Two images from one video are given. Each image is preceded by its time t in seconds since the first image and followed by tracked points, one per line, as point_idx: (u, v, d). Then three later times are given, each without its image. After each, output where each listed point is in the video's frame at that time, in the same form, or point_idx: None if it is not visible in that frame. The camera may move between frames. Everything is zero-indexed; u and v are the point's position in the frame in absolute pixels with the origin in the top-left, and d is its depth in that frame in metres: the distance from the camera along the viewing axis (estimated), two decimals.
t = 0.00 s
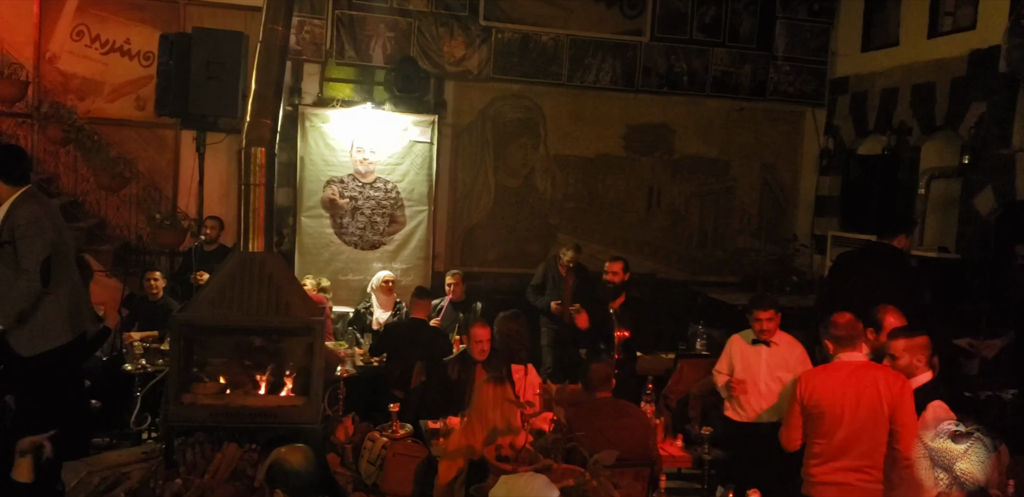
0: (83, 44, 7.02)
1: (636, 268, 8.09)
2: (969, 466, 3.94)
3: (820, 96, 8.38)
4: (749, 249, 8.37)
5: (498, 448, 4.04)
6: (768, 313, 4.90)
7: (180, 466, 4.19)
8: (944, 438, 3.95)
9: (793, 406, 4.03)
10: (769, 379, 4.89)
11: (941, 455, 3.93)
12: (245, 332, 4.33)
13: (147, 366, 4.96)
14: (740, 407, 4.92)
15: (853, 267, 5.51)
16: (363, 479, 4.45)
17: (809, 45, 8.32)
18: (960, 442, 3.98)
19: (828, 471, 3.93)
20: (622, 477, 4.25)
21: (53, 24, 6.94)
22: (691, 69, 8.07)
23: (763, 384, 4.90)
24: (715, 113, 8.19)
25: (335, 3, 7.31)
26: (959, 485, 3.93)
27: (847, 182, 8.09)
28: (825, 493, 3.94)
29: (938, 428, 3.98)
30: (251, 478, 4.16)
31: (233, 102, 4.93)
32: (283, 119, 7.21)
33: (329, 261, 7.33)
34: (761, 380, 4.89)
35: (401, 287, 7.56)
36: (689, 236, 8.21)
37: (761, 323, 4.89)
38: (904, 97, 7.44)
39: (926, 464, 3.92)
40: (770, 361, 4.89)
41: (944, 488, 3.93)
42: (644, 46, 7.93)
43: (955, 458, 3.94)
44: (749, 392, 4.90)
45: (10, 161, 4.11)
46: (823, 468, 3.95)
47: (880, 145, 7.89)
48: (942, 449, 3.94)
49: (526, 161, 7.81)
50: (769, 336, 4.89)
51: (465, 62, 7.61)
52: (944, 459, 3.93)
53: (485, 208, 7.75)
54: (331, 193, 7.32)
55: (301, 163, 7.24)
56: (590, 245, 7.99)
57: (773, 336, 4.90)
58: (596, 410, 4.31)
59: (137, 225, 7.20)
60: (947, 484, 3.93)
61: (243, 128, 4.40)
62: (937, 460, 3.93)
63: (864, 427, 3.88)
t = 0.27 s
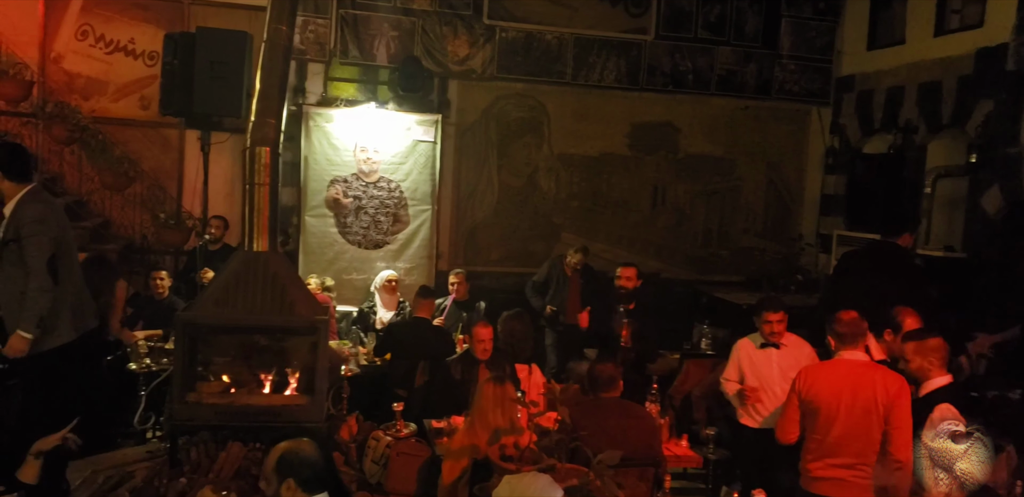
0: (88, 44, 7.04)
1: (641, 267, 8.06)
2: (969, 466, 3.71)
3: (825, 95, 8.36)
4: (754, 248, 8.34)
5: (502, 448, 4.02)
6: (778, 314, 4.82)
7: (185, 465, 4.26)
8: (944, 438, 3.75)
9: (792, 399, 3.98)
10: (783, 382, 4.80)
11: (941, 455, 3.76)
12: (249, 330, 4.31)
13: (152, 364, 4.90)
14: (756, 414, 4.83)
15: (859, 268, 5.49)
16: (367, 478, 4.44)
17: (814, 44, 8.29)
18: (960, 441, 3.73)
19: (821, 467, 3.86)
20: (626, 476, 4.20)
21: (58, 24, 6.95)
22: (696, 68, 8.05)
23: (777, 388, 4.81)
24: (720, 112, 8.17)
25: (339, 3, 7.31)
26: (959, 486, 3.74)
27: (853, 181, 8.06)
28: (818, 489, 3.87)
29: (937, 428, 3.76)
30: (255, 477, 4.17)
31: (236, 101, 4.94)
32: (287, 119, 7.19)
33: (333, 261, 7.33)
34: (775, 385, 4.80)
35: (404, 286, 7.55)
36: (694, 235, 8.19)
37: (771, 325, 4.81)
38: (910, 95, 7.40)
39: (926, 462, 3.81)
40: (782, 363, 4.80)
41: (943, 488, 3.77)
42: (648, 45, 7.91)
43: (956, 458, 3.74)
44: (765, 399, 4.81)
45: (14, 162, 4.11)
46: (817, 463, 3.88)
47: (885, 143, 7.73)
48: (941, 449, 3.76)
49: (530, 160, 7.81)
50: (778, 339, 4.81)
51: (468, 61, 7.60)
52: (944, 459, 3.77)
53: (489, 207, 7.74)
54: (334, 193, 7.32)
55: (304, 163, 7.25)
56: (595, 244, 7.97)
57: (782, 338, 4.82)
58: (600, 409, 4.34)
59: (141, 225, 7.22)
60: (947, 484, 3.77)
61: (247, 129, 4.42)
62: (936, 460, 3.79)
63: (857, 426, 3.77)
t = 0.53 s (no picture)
0: (107, 46, 7.08)
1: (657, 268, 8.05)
2: (968, 466, 3.67)
3: (843, 95, 8.31)
4: (771, 249, 8.31)
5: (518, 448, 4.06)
6: (805, 319, 4.81)
7: (202, 464, 4.24)
8: (944, 438, 3.73)
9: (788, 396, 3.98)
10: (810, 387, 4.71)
11: (941, 455, 3.75)
12: (266, 330, 4.35)
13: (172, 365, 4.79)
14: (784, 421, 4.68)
15: (878, 269, 5.46)
16: (383, 478, 4.45)
17: (832, 44, 8.25)
18: (960, 441, 3.69)
19: (818, 463, 3.86)
20: (642, 479, 4.20)
21: (77, 26, 7.01)
22: (713, 68, 8.03)
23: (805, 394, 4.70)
24: (737, 113, 8.14)
25: (356, 4, 7.33)
26: (959, 487, 3.70)
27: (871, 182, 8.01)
28: (816, 484, 3.88)
29: (940, 426, 3.73)
30: (271, 478, 4.21)
31: (254, 101, 4.95)
32: (304, 120, 7.21)
33: (350, 261, 7.37)
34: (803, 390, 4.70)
35: (420, 287, 7.57)
36: (710, 236, 8.17)
37: (798, 328, 4.80)
38: (929, 95, 7.34)
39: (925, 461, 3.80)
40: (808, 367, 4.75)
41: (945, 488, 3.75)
42: (665, 45, 7.89)
43: (956, 458, 3.71)
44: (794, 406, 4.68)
45: (37, 163, 4.14)
46: (815, 460, 3.88)
47: (903, 144, 7.58)
48: (941, 449, 3.75)
49: (546, 160, 7.81)
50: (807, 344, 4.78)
51: (484, 62, 7.61)
52: (944, 460, 3.75)
53: (504, 208, 7.75)
54: (351, 193, 7.34)
55: (321, 163, 7.27)
56: (611, 245, 7.96)
57: (808, 342, 4.83)
58: (618, 409, 4.32)
59: (160, 226, 7.27)
60: (947, 484, 3.74)
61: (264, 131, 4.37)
62: (937, 460, 3.78)
63: (851, 423, 3.76)
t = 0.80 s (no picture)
0: (156, 50, 7.23)
1: (701, 270, 7.98)
2: (968, 465, 4.08)
3: (892, 95, 8.17)
4: (817, 251, 8.18)
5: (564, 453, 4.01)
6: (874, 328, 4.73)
7: (249, 463, 4.30)
8: (944, 438, 4.13)
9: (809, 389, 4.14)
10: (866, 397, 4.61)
11: (941, 455, 4.14)
12: (312, 332, 4.39)
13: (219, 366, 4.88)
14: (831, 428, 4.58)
15: (930, 274, 5.35)
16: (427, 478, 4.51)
17: (880, 43, 8.11)
18: (960, 441, 4.10)
19: (840, 455, 4.04)
20: (687, 484, 4.16)
21: (128, 31, 7.16)
22: (758, 69, 7.94)
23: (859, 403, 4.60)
24: (783, 113, 8.04)
25: (400, 7, 7.38)
26: (959, 483, 4.15)
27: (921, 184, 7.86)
28: (836, 476, 4.06)
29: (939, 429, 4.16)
30: (316, 478, 4.28)
31: (301, 105, 5.01)
32: (349, 122, 7.28)
33: (393, 262, 7.42)
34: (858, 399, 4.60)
35: (462, 288, 7.59)
36: (755, 238, 8.08)
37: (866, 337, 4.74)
38: (982, 95, 7.18)
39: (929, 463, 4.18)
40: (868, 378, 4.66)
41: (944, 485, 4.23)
42: (709, 45, 7.83)
43: (955, 457, 4.11)
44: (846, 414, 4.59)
45: (91, 166, 4.22)
46: (835, 452, 4.06)
47: (954, 145, 7.50)
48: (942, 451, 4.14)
49: (589, 162, 7.77)
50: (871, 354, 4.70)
51: (527, 63, 7.60)
52: (945, 460, 4.16)
53: (547, 209, 7.73)
54: (394, 195, 7.39)
55: (365, 165, 7.33)
56: (654, 247, 7.91)
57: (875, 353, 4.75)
58: (662, 415, 4.25)
59: (207, 227, 7.34)
60: (947, 482, 4.22)
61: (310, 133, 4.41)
62: (939, 462, 4.18)
63: (872, 416, 3.95)
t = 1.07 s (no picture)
0: (209, 55, 7.39)
1: (750, 272, 7.88)
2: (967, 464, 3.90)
3: (948, 94, 7.97)
4: (870, 253, 8.02)
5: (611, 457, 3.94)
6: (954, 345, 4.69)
7: (299, 463, 4.23)
8: (944, 438, 3.83)
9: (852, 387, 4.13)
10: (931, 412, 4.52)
11: (941, 455, 3.83)
12: (360, 334, 4.46)
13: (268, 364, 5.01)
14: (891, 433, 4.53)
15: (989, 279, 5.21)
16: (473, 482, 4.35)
17: (937, 41, 7.93)
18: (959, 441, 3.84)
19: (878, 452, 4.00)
20: (736, 490, 4.11)
21: (181, 36, 7.33)
22: (809, 68, 7.81)
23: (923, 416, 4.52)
24: (835, 113, 7.90)
25: (447, 10, 7.40)
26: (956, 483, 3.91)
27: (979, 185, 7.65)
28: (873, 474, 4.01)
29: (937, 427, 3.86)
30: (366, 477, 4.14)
31: (348, 110, 4.96)
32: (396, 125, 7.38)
33: (438, 264, 7.46)
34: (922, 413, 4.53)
35: (508, 290, 7.58)
36: (806, 239, 7.95)
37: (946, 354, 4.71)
38: None
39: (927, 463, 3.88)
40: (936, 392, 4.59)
41: (944, 486, 3.90)
42: (759, 45, 7.73)
43: (956, 458, 3.83)
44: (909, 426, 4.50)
45: (147, 171, 4.33)
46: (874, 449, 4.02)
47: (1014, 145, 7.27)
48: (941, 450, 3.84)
49: (636, 163, 7.70)
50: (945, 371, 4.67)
51: (574, 64, 7.58)
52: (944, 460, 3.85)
53: (593, 211, 7.69)
54: (440, 197, 7.44)
55: (411, 168, 7.40)
56: (702, 249, 7.84)
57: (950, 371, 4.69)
58: (712, 421, 4.20)
59: (258, 228, 7.47)
60: (946, 483, 3.90)
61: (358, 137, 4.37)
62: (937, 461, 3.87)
63: (913, 414, 3.91)
